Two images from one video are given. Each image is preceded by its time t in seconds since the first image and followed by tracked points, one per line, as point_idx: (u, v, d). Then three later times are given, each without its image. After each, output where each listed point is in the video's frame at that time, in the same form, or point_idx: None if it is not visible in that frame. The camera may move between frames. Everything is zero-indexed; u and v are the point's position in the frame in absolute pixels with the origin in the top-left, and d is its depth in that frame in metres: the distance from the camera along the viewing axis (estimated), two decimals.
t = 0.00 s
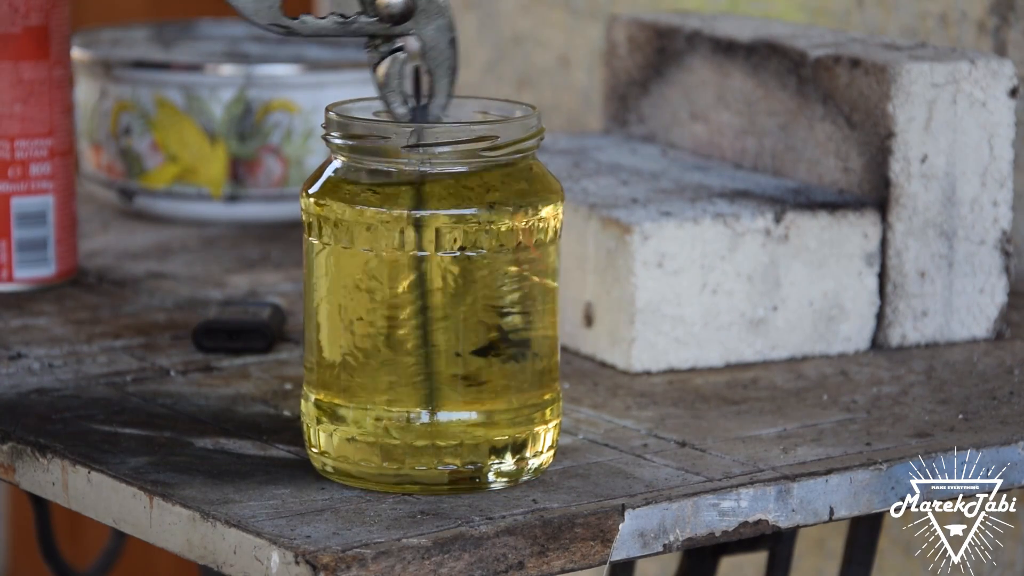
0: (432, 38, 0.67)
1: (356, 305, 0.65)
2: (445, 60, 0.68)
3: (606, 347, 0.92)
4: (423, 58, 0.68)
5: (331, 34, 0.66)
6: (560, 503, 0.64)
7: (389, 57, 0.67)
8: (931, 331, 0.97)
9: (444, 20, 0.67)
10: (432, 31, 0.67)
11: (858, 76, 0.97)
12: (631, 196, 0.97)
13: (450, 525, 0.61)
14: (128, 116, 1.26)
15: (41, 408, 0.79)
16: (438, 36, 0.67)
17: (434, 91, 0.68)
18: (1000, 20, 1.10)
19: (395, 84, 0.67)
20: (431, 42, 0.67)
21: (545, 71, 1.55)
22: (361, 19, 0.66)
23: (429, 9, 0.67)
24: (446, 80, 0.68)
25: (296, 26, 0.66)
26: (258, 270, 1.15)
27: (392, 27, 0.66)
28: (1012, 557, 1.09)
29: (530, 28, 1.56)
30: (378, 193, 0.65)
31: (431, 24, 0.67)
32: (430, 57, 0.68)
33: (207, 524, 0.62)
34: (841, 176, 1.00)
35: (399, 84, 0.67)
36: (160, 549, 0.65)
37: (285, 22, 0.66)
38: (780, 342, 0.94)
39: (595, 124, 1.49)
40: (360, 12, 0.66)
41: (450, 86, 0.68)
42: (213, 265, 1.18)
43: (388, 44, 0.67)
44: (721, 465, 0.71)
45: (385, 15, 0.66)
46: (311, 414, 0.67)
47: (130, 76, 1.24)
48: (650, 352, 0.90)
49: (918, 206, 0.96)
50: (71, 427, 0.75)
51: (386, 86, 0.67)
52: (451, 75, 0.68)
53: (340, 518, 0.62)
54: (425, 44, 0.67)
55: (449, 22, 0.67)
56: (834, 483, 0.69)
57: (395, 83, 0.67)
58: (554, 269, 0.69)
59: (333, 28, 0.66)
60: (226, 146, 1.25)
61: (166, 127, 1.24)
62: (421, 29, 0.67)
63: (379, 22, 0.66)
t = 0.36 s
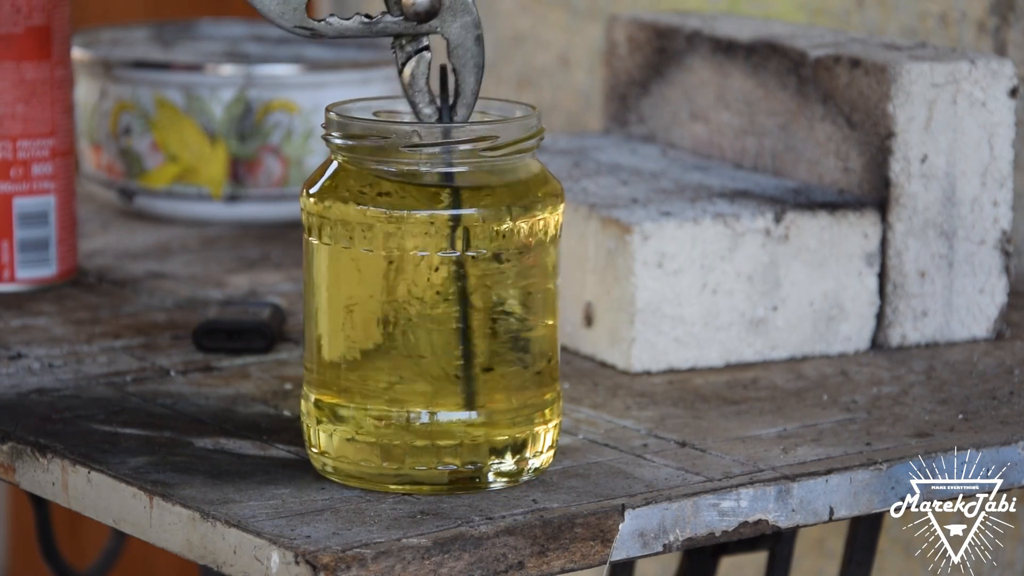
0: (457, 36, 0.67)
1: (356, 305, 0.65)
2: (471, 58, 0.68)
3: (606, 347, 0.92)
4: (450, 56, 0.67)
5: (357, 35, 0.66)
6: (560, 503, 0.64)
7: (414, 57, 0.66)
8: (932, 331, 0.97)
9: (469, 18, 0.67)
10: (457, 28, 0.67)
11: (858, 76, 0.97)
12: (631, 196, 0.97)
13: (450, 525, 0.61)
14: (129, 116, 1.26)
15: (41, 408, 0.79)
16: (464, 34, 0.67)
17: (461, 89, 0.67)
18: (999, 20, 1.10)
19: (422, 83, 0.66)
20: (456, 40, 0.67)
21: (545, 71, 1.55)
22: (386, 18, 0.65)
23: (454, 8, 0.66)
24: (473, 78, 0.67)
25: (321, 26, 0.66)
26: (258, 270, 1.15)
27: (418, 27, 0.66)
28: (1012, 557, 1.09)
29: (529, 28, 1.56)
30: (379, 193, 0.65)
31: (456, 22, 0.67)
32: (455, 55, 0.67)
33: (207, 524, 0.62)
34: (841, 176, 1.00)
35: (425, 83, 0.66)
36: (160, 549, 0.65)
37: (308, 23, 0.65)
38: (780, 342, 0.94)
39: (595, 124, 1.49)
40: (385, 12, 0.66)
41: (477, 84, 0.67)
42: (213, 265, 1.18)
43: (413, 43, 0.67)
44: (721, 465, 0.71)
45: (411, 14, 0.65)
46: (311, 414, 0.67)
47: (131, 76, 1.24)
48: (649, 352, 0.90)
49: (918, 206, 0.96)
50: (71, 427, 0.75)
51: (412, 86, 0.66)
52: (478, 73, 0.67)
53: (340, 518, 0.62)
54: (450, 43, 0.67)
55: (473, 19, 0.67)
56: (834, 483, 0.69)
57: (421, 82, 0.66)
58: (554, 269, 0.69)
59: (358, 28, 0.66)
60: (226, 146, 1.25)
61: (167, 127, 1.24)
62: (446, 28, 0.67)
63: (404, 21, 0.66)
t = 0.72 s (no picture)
0: (442, 30, 0.67)
1: (356, 305, 0.65)
2: (456, 53, 0.67)
3: (606, 347, 0.92)
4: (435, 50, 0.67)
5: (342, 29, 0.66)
6: (560, 503, 0.64)
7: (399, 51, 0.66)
8: (931, 331, 0.97)
9: (455, 13, 0.67)
10: (441, 23, 0.67)
11: (858, 76, 0.97)
12: (631, 196, 0.97)
13: (450, 525, 0.61)
14: (129, 116, 1.26)
15: (41, 408, 0.79)
16: (449, 29, 0.67)
17: (446, 83, 0.67)
18: (999, 20, 1.10)
19: (406, 76, 0.66)
20: (441, 34, 0.67)
21: (545, 71, 1.55)
22: (371, 12, 0.65)
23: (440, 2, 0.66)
24: (457, 72, 0.67)
25: (306, 21, 0.65)
26: (258, 270, 1.15)
27: (403, 22, 0.66)
28: (1012, 557, 1.09)
29: (530, 28, 1.56)
30: (379, 193, 0.65)
31: (441, 17, 0.66)
32: (441, 50, 0.67)
33: (207, 524, 0.62)
34: (841, 176, 1.00)
35: (410, 77, 0.66)
36: (160, 549, 0.65)
37: (292, 17, 0.65)
38: (780, 342, 0.94)
39: (595, 124, 1.49)
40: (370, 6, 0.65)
41: (461, 79, 0.67)
42: (212, 265, 1.18)
43: (399, 38, 0.67)
44: (721, 465, 0.71)
45: (394, 8, 0.65)
46: (311, 414, 0.67)
47: (131, 76, 1.24)
48: (650, 352, 0.90)
49: (919, 206, 0.96)
50: (71, 427, 0.75)
51: (397, 79, 0.66)
52: (463, 67, 0.67)
53: (340, 518, 0.62)
54: (435, 37, 0.67)
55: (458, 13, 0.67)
56: (834, 483, 0.69)
57: (406, 76, 0.66)
58: (555, 270, 0.69)
59: (343, 22, 0.65)
60: (226, 146, 1.25)
61: (166, 127, 1.24)
62: (431, 22, 0.66)
63: (389, 15, 0.65)
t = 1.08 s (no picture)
0: (461, 25, 0.67)
1: (356, 305, 0.65)
2: (474, 48, 0.67)
3: (606, 347, 0.92)
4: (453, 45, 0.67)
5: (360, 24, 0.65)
6: (560, 503, 0.64)
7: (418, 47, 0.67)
8: (931, 331, 0.97)
9: (473, 7, 0.67)
10: (460, 18, 0.66)
11: (858, 76, 0.97)
12: (631, 196, 0.97)
13: (450, 525, 0.61)
14: (129, 116, 1.26)
15: (41, 408, 0.78)
16: (467, 24, 0.67)
17: (464, 79, 0.67)
18: (999, 20, 1.10)
19: (423, 73, 0.66)
20: (460, 29, 0.67)
21: (545, 71, 1.55)
22: (389, 7, 0.65)
23: None
24: (475, 68, 0.67)
25: (324, 15, 0.64)
26: (258, 270, 1.15)
27: (422, 16, 0.65)
28: (1012, 557, 1.09)
29: (529, 28, 1.56)
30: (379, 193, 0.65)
31: (460, 11, 0.66)
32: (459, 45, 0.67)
33: (207, 524, 0.62)
34: (841, 176, 1.00)
35: (428, 73, 0.66)
36: (160, 549, 0.65)
37: (311, 10, 0.64)
38: (780, 342, 0.94)
39: (595, 124, 1.49)
40: (389, 0, 0.65)
41: (479, 75, 0.67)
42: (212, 265, 1.18)
43: (416, 33, 0.67)
44: (721, 465, 0.71)
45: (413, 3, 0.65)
46: (311, 414, 0.67)
47: (131, 76, 1.24)
48: (650, 352, 0.90)
49: (919, 206, 0.96)
50: (71, 427, 0.75)
51: (415, 75, 0.66)
52: (481, 63, 0.67)
53: (340, 518, 0.62)
54: (454, 33, 0.67)
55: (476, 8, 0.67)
56: (834, 483, 0.69)
57: (423, 73, 0.66)
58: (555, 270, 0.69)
59: (362, 17, 0.64)
60: (226, 146, 1.25)
61: (166, 127, 1.24)
62: (450, 17, 0.66)
63: (407, 10, 0.65)
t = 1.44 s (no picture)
0: (456, 25, 0.67)
1: (356, 305, 0.65)
2: (469, 48, 0.67)
3: (606, 347, 0.92)
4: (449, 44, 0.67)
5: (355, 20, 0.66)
6: (560, 503, 0.64)
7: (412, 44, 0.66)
8: (931, 331, 0.97)
9: (469, 8, 0.67)
10: (456, 17, 0.66)
11: (858, 76, 0.97)
12: (631, 195, 0.97)
13: (450, 525, 0.61)
14: (128, 116, 1.26)
15: (40, 408, 0.78)
16: (462, 24, 0.67)
17: (459, 77, 0.67)
18: (999, 20, 1.10)
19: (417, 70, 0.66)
20: (455, 28, 0.67)
21: (545, 71, 1.55)
22: (384, 5, 0.65)
23: None
24: (469, 67, 0.67)
25: (320, 10, 0.65)
26: (258, 270, 1.15)
27: (417, 15, 0.66)
28: (1012, 557, 1.09)
29: (529, 28, 1.56)
30: (378, 193, 0.65)
31: (456, 11, 0.66)
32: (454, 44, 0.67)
33: (207, 524, 0.62)
34: (841, 176, 1.00)
35: (422, 70, 0.66)
36: (160, 549, 0.65)
37: (306, 7, 0.64)
38: (780, 342, 0.94)
39: (594, 124, 1.49)
40: None
41: (473, 74, 0.67)
42: (212, 265, 1.18)
43: (412, 31, 0.67)
44: (721, 465, 0.71)
45: None
46: (311, 414, 0.67)
47: (130, 76, 1.24)
48: (650, 352, 0.90)
49: (919, 206, 0.96)
50: (71, 427, 0.75)
51: (409, 72, 0.66)
52: (475, 62, 0.67)
53: (340, 518, 0.62)
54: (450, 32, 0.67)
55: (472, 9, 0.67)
56: (834, 483, 0.69)
57: (417, 69, 0.66)
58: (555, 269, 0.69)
59: (357, 13, 0.65)
60: (226, 146, 1.25)
61: (166, 127, 1.24)
62: (445, 17, 0.66)
63: (402, 8, 0.65)
